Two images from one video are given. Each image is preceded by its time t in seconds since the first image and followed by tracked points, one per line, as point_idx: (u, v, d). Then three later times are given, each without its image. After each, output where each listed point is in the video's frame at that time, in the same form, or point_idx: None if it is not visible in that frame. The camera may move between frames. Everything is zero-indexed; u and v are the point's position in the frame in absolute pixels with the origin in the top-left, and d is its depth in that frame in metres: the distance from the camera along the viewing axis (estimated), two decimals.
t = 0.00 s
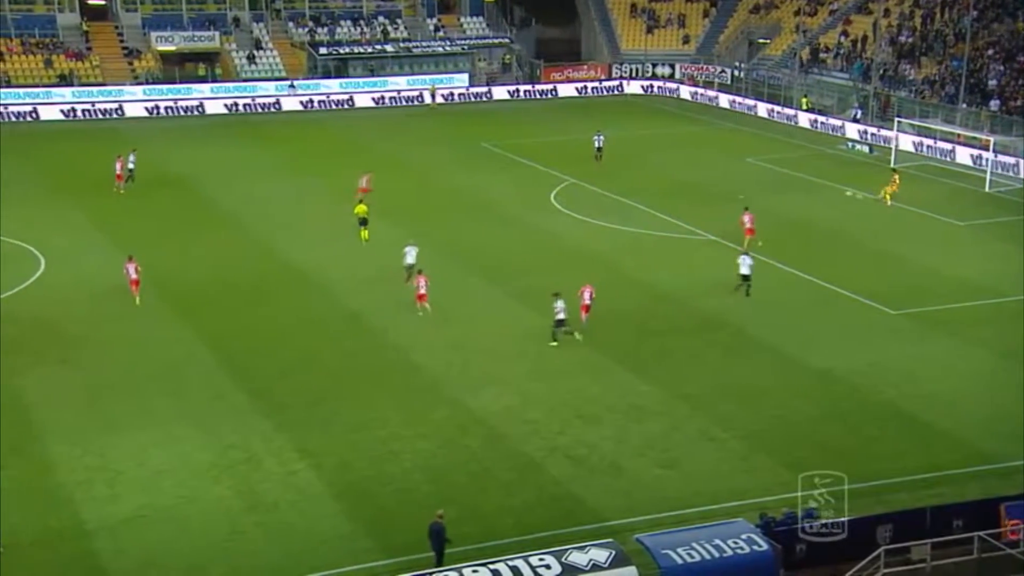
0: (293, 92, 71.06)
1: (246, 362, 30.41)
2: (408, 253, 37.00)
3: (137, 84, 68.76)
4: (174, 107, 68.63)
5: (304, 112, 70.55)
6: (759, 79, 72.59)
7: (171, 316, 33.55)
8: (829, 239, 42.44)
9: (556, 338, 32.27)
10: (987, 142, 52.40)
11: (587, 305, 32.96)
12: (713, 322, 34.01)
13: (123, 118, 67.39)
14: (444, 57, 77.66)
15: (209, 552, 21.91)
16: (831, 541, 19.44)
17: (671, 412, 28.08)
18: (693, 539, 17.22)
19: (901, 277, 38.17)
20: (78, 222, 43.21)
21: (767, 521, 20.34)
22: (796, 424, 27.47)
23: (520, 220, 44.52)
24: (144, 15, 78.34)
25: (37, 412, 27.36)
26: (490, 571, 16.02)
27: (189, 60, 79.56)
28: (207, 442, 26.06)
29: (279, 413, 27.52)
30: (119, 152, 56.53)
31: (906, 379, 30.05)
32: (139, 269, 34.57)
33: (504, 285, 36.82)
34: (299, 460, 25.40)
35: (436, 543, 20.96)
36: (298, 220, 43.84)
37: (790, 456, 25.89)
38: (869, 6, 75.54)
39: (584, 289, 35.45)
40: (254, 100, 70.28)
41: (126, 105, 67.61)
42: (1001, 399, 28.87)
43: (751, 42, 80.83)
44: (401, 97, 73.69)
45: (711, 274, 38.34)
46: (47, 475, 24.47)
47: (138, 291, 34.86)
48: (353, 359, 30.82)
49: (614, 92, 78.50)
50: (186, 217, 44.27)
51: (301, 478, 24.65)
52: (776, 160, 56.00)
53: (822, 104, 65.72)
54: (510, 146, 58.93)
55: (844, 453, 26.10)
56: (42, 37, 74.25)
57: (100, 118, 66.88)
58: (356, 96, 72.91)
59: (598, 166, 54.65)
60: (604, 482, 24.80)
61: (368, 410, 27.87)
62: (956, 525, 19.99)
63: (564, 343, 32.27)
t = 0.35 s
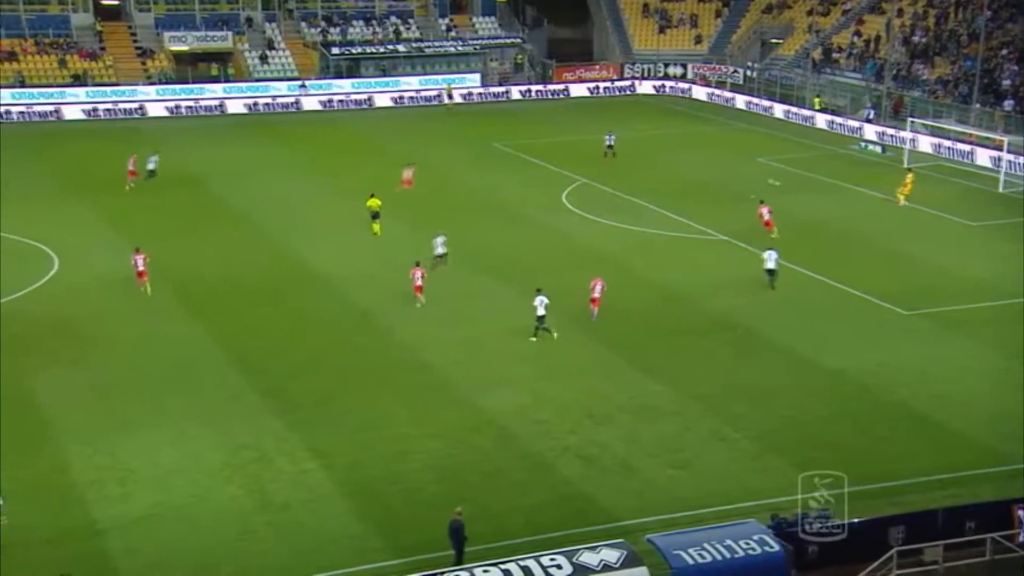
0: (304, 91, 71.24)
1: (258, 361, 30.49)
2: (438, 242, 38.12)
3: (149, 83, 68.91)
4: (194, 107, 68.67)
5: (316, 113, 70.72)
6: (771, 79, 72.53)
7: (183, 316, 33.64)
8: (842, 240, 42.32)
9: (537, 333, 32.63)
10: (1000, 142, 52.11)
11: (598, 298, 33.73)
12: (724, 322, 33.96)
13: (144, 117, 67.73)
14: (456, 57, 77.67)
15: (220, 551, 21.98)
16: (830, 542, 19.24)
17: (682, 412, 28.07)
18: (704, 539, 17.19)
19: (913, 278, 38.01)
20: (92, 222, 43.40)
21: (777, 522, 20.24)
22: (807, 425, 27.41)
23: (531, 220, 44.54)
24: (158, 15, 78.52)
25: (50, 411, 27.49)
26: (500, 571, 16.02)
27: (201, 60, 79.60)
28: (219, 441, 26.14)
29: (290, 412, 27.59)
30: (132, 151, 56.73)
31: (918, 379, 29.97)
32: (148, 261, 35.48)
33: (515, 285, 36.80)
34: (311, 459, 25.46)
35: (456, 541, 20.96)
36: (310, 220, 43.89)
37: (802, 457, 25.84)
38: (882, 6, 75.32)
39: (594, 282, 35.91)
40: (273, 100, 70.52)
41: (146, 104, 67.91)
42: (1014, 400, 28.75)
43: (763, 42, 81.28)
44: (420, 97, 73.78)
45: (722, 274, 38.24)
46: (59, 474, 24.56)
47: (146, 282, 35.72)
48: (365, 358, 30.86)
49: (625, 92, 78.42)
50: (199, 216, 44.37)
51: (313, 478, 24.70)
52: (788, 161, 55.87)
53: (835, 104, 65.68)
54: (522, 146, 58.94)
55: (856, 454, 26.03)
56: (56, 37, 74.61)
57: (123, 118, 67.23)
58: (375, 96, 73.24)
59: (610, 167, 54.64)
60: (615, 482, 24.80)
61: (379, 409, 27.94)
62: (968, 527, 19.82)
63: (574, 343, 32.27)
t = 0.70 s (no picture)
0: (324, 92, 71.48)
1: (280, 360, 30.62)
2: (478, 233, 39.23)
3: (172, 83, 69.20)
4: (224, 106, 69.15)
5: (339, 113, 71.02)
6: (794, 80, 71.30)
7: (206, 315, 33.82)
8: (864, 240, 42.11)
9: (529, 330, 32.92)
10: None
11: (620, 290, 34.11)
12: (746, 322, 33.87)
13: (176, 116, 68.28)
14: (478, 57, 77.83)
15: (242, 549, 22.09)
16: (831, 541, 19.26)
17: (703, 412, 28.01)
18: (725, 541, 17.16)
19: (936, 279, 37.81)
20: (116, 221, 43.69)
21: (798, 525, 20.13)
22: (829, 427, 27.29)
23: (553, 220, 44.59)
24: (182, 15, 79.00)
25: (75, 409, 27.69)
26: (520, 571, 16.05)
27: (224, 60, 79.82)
28: (241, 440, 26.27)
29: (312, 411, 27.71)
30: (156, 151, 57.13)
31: (941, 381, 29.81)
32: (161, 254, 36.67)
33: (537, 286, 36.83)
34: (332, 458, 25.55)
35: (483, 537, 21.07)
36: (331, 220, 44.06)
37: (824, 459, 25.74)
38: (907, 6, 75.00)
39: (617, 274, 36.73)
40: (303, 100, 70.95)
41: (177, 104, 68.42)
42: None
43: (786, 42, 80.85)
44: (448, 97, 74.07)
45: (743, 275, 38.13)
46: (83, 471, 24.74)
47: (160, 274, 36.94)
48: (386, 358, 30.94)
49: (648, 92, 78.61)
50: (221, 216, 44.62)
51: (335, 477, 24.79)
52: (811, 161, 55.71)
53: (858, 105, 64.91)
54: (543, 146, 58.99)
55: (879, 455, 25.92)
56: (81, 37, 75.17)
57: (154, 118, 67.95)
58: (405, 96, 73.82)
59: (631, 167, 54.61)
60: (636, 483, 24.78)
61: (401, 408, 28.02)
62: (992, 530, 19.73)
63: (595, 343, 32.27)
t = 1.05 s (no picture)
0: (349, 92, 71.71)
1: (304, 360, 30.75)
2: (519, 225, 40.33)
3: (199, 84, 69.51)
4: (258, 106, 69.65)
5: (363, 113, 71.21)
6: (821, 80, 71.58)
7: (231, 314, 34.02)
8: (890, 241, 41.90)
9: (529, 326, 33.36)
10: None
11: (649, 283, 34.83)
12: (770, 323, 33.73)
13: (211, 116, 68.58)
14: (504, 57, 77.99)
15: (268, 548, 22.21)
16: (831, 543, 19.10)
17: (727, 414, 27.91)
18: (750, 542, 17.08)
19: (963, 280, 37.54)
20: (144, 221, 44.00)
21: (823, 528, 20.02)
22: (854, 429, 27.14)
23: (576, 220, 44.60)
24: (209, 15, 79.52)
25: (102, 407, 27.91)
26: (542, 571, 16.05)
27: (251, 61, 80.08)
28: (266, 439, 26.40)
29: (336, 411, 27.83)
30: (183, 151, 57.51)
31: (968, 383, 29.59)
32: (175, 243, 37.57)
33: (561, 286, 36.82)
34: (356, 458, 25.64)
35: (513, 534, 21.20)
36: (355, 220, 44.17)
37: (849, 461, 25.61)
38: (935, 6, 75.03)
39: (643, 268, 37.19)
40: (338, 100, 71.34)
41: (212, 104, 68.72)
42: None
43: (813, 42, 80.23)
44: (480, 97, 74.20)
45: (767, 275, 38.01)
46: (110, 468, 24.94)
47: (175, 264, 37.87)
48: (410, 358, 31.03)
49: (672, 92, 78.31)
50: (247, 215, 44.86)
51: (359, 477, 24.87)
52: (837, 162, 55.42)
53: (885, 104, 65.11)
54: (568, 147, 58.99)
55: (904, 458, 25.75)
56: (110, 38, 75.82)
57: (190, 118, 68.25)
58: (437, 97, 73.76)
59: (655, 167, 54.51)
60: (660, 484, 24.74)
61: (424, 408, 28.08)
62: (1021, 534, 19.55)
63: (618, 343, 32.27)
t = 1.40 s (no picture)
0: (369, 93, 71.56)
1: (323, 360, 30.86)
2: (550, 216, 41.44)
3: (219, 85, 69.74)
4: (290, 107, 70.04)
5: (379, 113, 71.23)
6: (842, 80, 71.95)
7: (251, 314, 34.16)
8: (912, 243, 41.65)
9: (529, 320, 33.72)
10: None
11: (669, 276, 35.61)
12: (790, 325, 33.61)
13: (241, 117, 69.13)
14: (524, 58, 78.07)
15: (287, 547, 22.30)
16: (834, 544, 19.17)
17: (747, 416, 27.83)
18: (770, 544, 17.03)
19: (985, 282, 37.28)
20: (165, 221, 44.19)
21: (846, 532, 19.90)
22: (874, 431, 27.02)
23: (596, 221, 44.52)
24: (231, 16, 79.84)
25: (123, 406, 28.07)
26: (562, 571, 16.02)
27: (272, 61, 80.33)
28: (286, 438, 26.50)
29: (355, 410, 27.91)
30: (205, 151, 57.79)
31: (989, 385, 29.40)
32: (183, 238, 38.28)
33: (580, 286, 36.79)
34: (375, 458, 25.71)
35: (541, 535, 21.20)
36: (376, 220, 44.39)
37: (869, 464, 25.51)
38: (958, 6, 73.74)
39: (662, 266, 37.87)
40: (366, 100, 71.45)
41: (243, 104, 69.28)
42: None
43: (835, 43, 79.72)
44: (510, 97, 74.24)
45: (787, 276, 37.93)
46: (131, 467, 25.09)
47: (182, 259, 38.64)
48: (429, 358, 31.09)
49: (693, 93, 77.93)
50: (267, 215, 45.06)
51: (378, 476, 24.95)
52: (858, 163, 55.16)
53: (907, 106, 65.36)
54: (587, 148, 58.91)
55: (925, 461, 25.62)
56: (133, 39, 76.25)
57: (220, 118, 68.74)
58: (465, 96, 73.91)
59: (675, 168, 54.35)
60: (679, 486, 24.70)
61: (443, 409, 28.12)
62: None
63: (636, 344, 32.23)
